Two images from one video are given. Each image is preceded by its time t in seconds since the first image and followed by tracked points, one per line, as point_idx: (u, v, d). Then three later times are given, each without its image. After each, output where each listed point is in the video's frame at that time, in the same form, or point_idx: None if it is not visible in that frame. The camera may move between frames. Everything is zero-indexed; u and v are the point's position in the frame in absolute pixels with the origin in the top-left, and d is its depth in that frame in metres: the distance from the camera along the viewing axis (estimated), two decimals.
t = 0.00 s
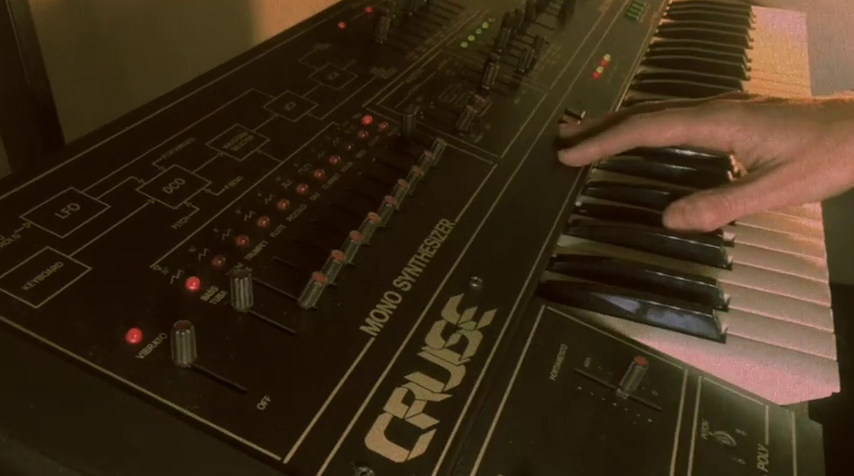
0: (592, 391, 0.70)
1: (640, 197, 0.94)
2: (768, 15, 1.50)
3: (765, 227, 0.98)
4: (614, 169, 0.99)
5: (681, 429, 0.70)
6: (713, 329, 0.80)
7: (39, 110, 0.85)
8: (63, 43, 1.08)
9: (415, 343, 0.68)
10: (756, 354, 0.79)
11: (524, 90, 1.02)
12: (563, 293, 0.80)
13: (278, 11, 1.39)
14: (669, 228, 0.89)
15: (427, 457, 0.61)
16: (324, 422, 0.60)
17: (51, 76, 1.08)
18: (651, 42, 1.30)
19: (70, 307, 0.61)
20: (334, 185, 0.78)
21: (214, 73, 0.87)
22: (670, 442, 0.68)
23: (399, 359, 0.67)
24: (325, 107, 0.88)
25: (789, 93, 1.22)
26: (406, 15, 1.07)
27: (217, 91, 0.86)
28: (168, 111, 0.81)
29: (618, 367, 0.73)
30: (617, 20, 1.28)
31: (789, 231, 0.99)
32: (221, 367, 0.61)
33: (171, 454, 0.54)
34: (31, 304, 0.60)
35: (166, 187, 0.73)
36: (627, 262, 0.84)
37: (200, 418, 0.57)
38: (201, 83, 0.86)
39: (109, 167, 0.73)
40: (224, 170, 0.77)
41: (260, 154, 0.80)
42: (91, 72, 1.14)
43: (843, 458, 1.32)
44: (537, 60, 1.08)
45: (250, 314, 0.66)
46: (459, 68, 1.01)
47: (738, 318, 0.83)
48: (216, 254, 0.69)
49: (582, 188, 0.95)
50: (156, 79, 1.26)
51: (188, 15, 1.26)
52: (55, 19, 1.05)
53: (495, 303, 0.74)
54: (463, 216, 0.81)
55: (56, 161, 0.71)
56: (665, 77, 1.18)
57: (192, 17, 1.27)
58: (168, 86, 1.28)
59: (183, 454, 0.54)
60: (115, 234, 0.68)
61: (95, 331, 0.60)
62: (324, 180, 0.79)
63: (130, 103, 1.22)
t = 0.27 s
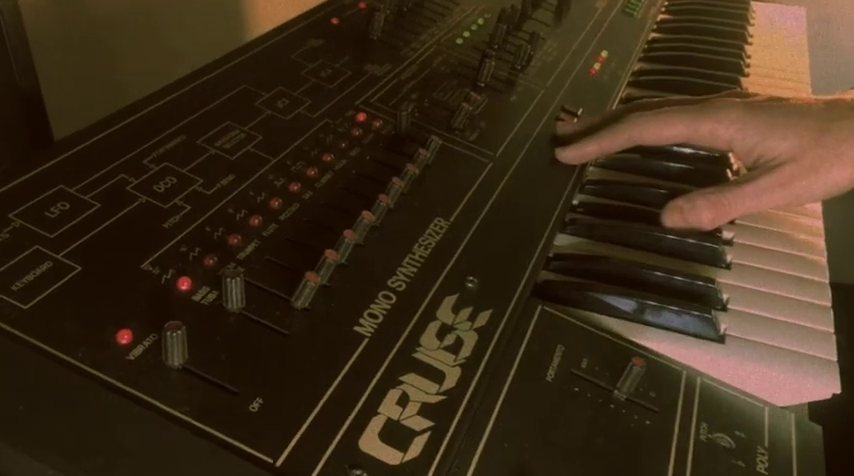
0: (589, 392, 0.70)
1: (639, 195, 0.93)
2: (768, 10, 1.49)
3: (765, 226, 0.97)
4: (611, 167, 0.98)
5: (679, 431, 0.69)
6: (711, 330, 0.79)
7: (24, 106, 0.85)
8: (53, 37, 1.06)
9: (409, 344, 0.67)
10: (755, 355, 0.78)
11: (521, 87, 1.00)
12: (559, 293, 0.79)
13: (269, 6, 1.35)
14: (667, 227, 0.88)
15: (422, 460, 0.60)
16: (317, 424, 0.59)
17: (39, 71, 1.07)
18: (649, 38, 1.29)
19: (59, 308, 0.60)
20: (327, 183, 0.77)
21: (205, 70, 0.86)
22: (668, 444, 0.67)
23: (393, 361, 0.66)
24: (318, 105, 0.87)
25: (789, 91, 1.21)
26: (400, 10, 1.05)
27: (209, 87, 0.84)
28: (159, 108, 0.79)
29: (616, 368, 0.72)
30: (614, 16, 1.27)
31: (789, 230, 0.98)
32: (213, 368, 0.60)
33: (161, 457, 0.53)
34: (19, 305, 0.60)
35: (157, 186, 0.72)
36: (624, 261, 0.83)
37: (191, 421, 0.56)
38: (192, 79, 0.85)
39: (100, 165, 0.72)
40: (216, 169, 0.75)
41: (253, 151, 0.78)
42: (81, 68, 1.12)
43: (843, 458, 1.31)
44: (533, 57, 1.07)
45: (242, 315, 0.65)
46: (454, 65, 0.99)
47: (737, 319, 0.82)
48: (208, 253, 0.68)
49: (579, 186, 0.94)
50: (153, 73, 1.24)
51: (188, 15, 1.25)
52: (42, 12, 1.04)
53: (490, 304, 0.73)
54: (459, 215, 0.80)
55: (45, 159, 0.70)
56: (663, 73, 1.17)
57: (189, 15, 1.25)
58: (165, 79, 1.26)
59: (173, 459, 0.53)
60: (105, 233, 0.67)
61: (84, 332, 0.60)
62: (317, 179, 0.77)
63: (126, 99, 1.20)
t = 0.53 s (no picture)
0: (585, 393, 0.69)
1: (637, 193, 0.92)
2: (768, 6, 1.48)
3: (764, 224, 0.96)
4: (608, 164, 0.96)
5: (677, 432, 0.68)
6: (710, 329, 0.78)
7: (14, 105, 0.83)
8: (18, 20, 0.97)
9: (403, 343, 0.66)
10: (754, 356, 0.77)
11: (516, 83, 0.99)
12: (556, 292, 0.78)
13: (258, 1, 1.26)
14: (665, 226, 0.87)
15: (416, 462, 0.59)
16: (309, 425, 0.58)
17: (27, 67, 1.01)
18: (647, 33, 1.27)
19: (46, 308, 0.59)
20: (320, 181, 0.76)
21: (196, 65, 0.85)
22: (665, 446, 0.67)
23: (387, 361, 0.65)
24: (311, 101, 0.85)
25: (788, 87, 1.20)
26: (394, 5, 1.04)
27: (199, 83, 0.83)
28: (148, 104, 0.78)
29: (612, 368, 0.71)
30: (611, 10, 1.26)
31: (789, 229, 0.97)
32: (203, 368, 0.59)
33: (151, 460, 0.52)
34: (7, 305, 0.58)
35: (147, 183, 0.71)
36: (621, 259, 0.82)
37: (183, 421, 0.56)
38: (183, 74, 0.83)
39: (88, 162, 0.71)
40: (207, 166, 0.74)
41: (244, 148, 0.77)
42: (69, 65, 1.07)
43: (843, 456, 1.30)
44: (529, 52, 1.06)
45: (233, 314, 0.64)
46: (449, 61, 0.98)
47: (736, 318, 0.81)
48: (198, 252, 0.67)
49: (575, 184, 0.93)
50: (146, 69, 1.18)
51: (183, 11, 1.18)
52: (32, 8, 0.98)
53: (485, 303, 0.72)
54: (453, 213, 0.79)
55: (33, 155, 0.69)
56: (661, 69, 1.16)
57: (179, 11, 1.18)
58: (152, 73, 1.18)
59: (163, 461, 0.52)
60: (93, 232, 0.66)
61: (72, 332, 0.59)
62: (309, 176, 0.76)
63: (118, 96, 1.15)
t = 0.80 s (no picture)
0: (582, 394, 0.67)
1: (634, 191, 0.91)
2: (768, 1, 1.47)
3: (764, 222, 0.95)
4: (605, 161, 0.95)
5: (675, 433, 0.67)
6: (708, 329, 0.77)
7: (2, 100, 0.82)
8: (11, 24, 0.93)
9: (397, 343, 0.65)
10: (753, 356, 0.76)
11: (511, 79, 0.98)
12: (551, 291, 0.77)
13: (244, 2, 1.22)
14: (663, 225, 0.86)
15: (410, 463, 0.58)
16: (301, 426, 0.57)
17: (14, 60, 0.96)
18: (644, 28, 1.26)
19: (32, 308, 0.58)
20: (312, 178, 0.75)
21: (186, 60, 0.83)
22: (663, 447, 0.66)
23: (380, 361, 0.64)
24: (303, 97, 0.84)
25: (788, 81, 1.18)
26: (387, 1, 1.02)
27: (189, 78, 0.82)
28: (138, 100, 0.77)
29: (609, 369, 0.70)
30: (608, 6, 1.24)
31: (790, 228, 0.96)
32: (193, 368, 0.58)
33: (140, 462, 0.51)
34: None
35: (136, 181, 0.70)
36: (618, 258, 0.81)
37: (172, 422, 0.55)
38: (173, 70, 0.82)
39: (77, 159, 0.69)
40: (197, 162, 0.73)
41: (235, 145, 0.76)
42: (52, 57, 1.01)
43: (844, 457, 1.29)
44: (524, 48, 1.04)
45: (224, 314, 0.63)
46: (443, 57, 0.97)
47: (735, 318, 0.79)
48: (189, 250, 0.66)
49: (571, 182, 0.92)
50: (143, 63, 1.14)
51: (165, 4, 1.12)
52: None
53: (480, 302, 0.71)
54: (448, 211, 0.78)
55: (21, 151, 0.68)
56: (658, 65, 1.15)
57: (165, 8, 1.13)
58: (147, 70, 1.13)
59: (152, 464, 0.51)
60: (81, 230, 0.65)
61: (60, 332, 0.57)
62: (301, 174, 0.75)
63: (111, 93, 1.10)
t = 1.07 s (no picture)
0: (579, 395, 0.66)
1: (632, 189, 0.89)
2: None
3: (764, 221, 0.94)
4: (601, 159, 0.94)
5: (672, 436, 0.66)
6: (707, 330, 0.75)
7: None
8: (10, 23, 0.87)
9: (390, 344, 0.64)
10: (752, 357, 0.75)
11: (507, 75, 0.97)
12: (547, 291, 0.75)
13: None
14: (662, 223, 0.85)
15: (404, 466, 0.57)
16: (293, 429, 0.56)
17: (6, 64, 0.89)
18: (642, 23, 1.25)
19: (18, 308, 0.57)
20: (304, 176, 0.74)
21: (176, 56, 0.82)
22: (661, 449, 0.64)
23: (373, 362, 0.63)
24: (295, 93, 0.83)
25: (788, 77, 1.17)
26: None
27: (179, 74, 0.80)
28: (126, 96, 0.75)
29: (606, 370, 0.69)
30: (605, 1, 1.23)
31: (789, 226, 0.94)
32: (183, 369, 0.57)
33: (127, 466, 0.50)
34: None
35: (125, 178, 0.68)
36: (615, 257, 0.80)
37: (162, 424, 0.54)
38: (163, 65, 0.80)
39: (65, 156, 0.68)
40: (187, 160, 0.72)
41: (225, 142, 0.75)
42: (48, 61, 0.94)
43: (844, 456, 1.28)
44: (520, 43, 1.03)
45: (214, 314, 0.62)
46: (437, 52, 0.96)
47: (734, 319, 0.78)
48: (179, 249, 0.65)
49: (568, 180, 0.91)
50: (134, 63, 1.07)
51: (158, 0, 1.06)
52: None
53: (474, 302, 0.70)
54: (442, 209, 0.77)
55: (7, 149, 0.66)
56: (655, 60, 1.14)
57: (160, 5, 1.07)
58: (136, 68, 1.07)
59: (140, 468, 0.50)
60: (69, 229, 0.63)
61: (46, 332, 0.56)
62: (293, 172, 0.74)
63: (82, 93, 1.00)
